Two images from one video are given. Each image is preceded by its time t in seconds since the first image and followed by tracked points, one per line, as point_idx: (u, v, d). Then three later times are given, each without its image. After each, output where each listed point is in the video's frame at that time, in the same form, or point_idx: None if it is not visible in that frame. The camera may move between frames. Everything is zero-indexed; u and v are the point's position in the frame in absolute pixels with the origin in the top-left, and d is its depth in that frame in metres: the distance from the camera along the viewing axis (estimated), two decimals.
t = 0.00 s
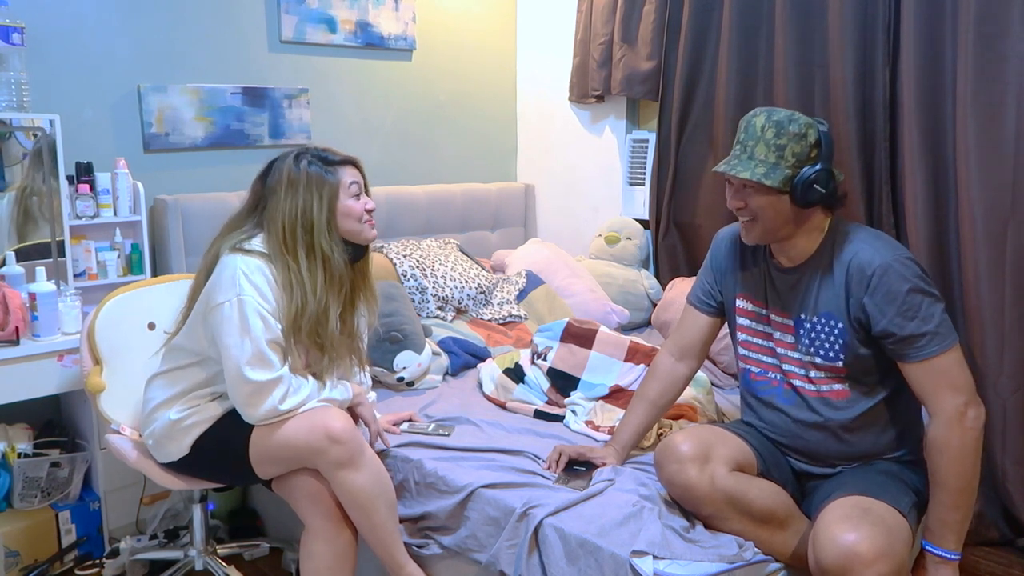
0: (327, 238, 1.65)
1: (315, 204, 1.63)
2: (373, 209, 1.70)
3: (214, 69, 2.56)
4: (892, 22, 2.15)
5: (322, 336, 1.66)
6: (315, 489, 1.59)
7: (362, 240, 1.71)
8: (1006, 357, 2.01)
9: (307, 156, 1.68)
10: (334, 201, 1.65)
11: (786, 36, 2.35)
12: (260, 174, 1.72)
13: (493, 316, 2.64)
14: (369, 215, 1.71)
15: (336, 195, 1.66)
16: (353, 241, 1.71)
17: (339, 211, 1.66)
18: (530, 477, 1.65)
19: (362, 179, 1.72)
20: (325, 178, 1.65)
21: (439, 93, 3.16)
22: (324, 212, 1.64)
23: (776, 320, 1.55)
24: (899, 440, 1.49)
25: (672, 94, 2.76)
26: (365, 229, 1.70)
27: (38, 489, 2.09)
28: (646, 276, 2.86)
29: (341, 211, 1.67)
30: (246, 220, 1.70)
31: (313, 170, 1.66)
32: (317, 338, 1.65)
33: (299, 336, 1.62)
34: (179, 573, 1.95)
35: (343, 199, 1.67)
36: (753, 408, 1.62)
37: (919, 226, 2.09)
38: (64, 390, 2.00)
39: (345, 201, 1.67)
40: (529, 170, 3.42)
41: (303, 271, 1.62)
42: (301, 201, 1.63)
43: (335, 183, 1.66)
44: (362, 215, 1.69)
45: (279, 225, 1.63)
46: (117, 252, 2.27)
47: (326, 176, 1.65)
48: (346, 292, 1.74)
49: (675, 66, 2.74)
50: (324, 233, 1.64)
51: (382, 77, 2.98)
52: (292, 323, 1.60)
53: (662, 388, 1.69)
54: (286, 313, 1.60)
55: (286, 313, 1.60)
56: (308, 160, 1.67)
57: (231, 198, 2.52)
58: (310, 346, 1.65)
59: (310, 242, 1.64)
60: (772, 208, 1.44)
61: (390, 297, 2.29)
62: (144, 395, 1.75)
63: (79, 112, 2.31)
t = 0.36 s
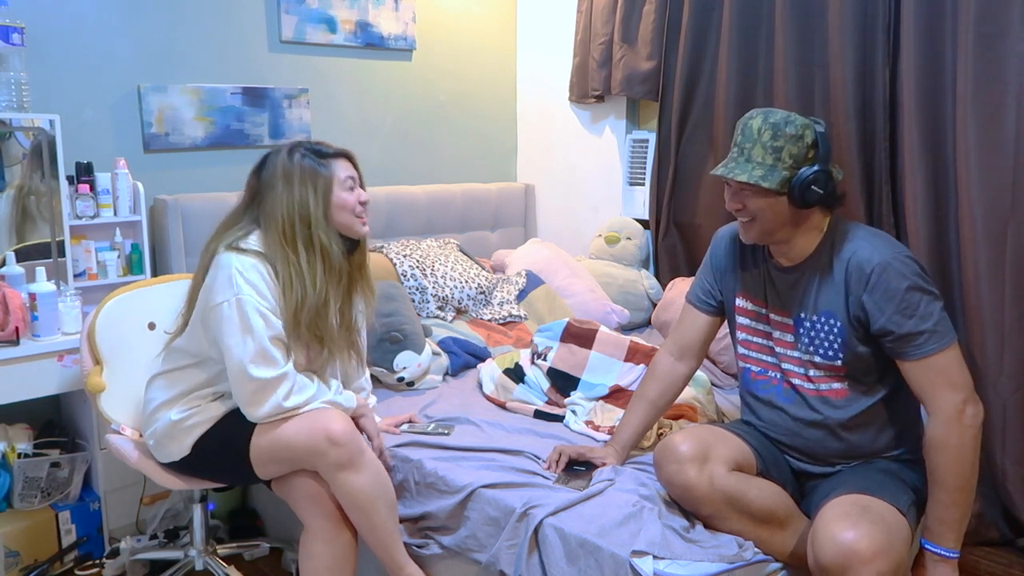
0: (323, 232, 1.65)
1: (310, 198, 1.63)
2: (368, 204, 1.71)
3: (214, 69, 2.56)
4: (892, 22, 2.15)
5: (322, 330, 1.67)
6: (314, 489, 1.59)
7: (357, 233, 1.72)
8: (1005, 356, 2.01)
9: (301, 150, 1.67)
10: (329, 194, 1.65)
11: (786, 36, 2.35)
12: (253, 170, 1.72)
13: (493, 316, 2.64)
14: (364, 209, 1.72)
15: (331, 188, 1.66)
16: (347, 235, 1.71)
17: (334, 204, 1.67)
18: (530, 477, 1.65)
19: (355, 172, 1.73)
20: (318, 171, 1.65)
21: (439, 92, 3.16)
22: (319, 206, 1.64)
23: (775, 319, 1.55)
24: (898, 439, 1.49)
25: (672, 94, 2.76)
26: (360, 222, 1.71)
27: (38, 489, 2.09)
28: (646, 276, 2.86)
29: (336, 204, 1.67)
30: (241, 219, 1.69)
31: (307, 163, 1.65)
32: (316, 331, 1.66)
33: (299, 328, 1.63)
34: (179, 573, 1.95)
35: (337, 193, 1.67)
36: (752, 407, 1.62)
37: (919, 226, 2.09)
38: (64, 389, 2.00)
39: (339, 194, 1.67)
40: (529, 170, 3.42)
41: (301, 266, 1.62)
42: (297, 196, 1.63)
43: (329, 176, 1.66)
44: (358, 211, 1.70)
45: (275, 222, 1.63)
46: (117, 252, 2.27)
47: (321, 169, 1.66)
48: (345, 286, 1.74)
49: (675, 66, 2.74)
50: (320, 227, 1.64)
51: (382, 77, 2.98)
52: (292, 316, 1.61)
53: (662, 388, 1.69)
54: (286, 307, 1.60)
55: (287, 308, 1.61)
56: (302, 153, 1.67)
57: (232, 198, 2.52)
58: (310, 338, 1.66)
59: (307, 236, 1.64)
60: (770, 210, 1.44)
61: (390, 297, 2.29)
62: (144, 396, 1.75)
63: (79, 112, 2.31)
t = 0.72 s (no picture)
0: (216, 188, 1.69)
1: (206, 154, 1.68)
2: (271, 163, 1.73)
3: (214, 69, 2.56)
4: (892, 22, 2.15)
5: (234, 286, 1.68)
6: (310, 488, 1.59)
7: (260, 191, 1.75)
8: (1005, 356, 2.01)
9: (204, 111, 1.72)
10: (226, 151, 1.69)
11: (786, 36, 2.35)
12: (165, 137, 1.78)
13: (493, 316, 2.63)
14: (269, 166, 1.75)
15: (229, 146, 1.69)
16: (252, 197, 1.74)
17: (233, 161, 1.70)
18: (530, 477, 1.65)
19: (263, 133, 1.75)
20: (217, 131, 1.69)
21: (439, 92, 3.16)
22: (214, 161, 1.68)
23: (780, 315, 1.55)
24: (897, 438, 1.50)
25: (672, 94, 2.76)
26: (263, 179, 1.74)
27: (38, 489, 2.09)
28: (646, 276, 2.86)
29: (234, 162, 1.70)
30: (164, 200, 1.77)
31: (208, 123, 1.70)
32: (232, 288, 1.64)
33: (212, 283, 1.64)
34: (179, 573, 1.95)
35: (237, 151, 1.70)
36: (754, 406, 1.62)
37: (919, 225, 2.09)
38: (64, 389, 2.00)
39: (240, 154, 1.70)
40: (529, 169, 3.42)
41: (201, 222, 1.66)
42: (191, 154, 1.69)
43: (228, 136, 1.69)
44: (260, 171, 1.73)
45: (175, 186, 1.69)
46: (118, 252, 2.27)
47: (220, 129, 1.69)
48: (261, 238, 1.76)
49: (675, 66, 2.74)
50: (213, 183, 1.68)
51: (382, 77, 2.98)
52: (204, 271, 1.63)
53: (662, 388, 1.69)
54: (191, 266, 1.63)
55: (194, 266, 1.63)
56: (205, 114, 1.71)
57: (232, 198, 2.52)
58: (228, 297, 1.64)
59: (207, 195, 1.68)
60: (795, 201, 1.43)
61: (390, 297, 2.29)
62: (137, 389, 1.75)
63: (79, 112, 2.31)
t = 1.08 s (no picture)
0: (185, 182, 1.70)
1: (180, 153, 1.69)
2: (244, 165, 1.74)
3: (215, 69, 2.56)
4: (892, 22, 2.15)
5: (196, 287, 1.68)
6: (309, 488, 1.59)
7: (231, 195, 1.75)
8: (1005, 357, 2.01)
9: (185, 112, 1.74)
10: (200, 152, 1.70)
11: (785, 36, 2.35)
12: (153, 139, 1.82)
13: (493, 316, 2.63)
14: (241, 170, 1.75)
15: (203, 147, 1.71)
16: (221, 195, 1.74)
17: (206, 162, 1.71)
18: (530, 477, 1.65)
19: (240, 139, 1.76)
20: (194, 131, 1.71)
21: (439, 93, 3.16)
22: (185, 157, 1.70)
23: (786, 310, 1.55)
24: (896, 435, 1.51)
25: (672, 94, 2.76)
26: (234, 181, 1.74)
27: (38, 489, 2.10)
28: (646, 276, 2.86)
29: (206, 160, 1.71)
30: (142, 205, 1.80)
31: (185, 122, 1.72)
32: (182, 281, 1.64)
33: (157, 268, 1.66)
34: (178, 573, 1.95)
35: (212, 152, 1.71)
36: (756, 403, 1.62)
37: (919, 224, 2.09)
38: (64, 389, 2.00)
39: (214, 153, 1.71)
40: (529, 169, 3.42)
41: (162, 214, 1.68)
42: (164, 148, 1.71)
43: (204, 136, 1.71)
44: (232, 170, 1.73)
45: (147, 185, 1.71)
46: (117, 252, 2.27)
47: (197, 129, 1.71)
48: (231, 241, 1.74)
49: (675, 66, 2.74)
50: (182, 181, 1.69)
51: (382, 77, 2.98)
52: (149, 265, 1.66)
53: (664, 386, 1.69)
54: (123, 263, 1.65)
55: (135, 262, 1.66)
56: (185, 114, 1.73)
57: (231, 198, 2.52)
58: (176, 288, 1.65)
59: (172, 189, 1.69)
60: (829, 187, 1.47)
61: (389, 297, 2.29)
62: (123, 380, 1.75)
63: (79, 112, 2.31)
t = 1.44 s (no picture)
0: (263, 213, 1.59)
1: (247, 182, 1.59)
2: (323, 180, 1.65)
3: (215, 69, 2.56)
4: (892, 22, 2.15)
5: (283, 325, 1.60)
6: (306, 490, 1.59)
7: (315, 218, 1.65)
8: (1006, 358, 2.01)
9: (242, 139, 1.64)
10: (273, 178, 1.60)
11: (785, 36, 2.35)
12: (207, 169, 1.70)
13: (493, 316, 2.64)
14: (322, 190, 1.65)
15: (275, 171, 1.60)
16: (310, 216, 1.64)
17: (283, 187, 1.60)
18: (530, 477, 1.65)
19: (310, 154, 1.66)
20: (261, 155, 1.61)
21: (439, 92, 3.16)
22: (260, 188, 1.59)
23: (783, 310, 1.55)
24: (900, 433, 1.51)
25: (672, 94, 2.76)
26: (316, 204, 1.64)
27: (38, 489, 2.09)
28: (646, 276, 2.86)
29: (287, 184, 1.61)
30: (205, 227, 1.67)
31: (249, 150, 1.62)
32: (273, 323, 1.57)
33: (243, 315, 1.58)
34: (179, 573, 1.95)
35: (286, 176, 1.61)
36: (754, 403, 1.62)
37: (919, 224, 2.09)
38: (64, 389, 2.00)
39: (290, 173, 1.61)
40: (529, 169, 3.42)
41: (243, 254, 1.56)
42: (232, 182, 1.60)
43: (273, 160, 1.61)
44: (314, 187, 1.63)
45: (221, 221, 1.60)
46: (117, 252, 2.27)
47: (263, 154, 1.61)
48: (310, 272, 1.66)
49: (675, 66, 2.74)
50: (255, 211, 1.59)
51: (382, 77, 2.98)
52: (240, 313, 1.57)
53: (663, 386, 1.69)
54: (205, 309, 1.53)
55: (224, 310, 1.56)
56: (244, 141, 1.63)
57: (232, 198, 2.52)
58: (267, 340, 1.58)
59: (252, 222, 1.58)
60: (828, 181, 1.49)
61: (390, 297, 2.29)
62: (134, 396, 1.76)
63: (79, 113, 2.31)
